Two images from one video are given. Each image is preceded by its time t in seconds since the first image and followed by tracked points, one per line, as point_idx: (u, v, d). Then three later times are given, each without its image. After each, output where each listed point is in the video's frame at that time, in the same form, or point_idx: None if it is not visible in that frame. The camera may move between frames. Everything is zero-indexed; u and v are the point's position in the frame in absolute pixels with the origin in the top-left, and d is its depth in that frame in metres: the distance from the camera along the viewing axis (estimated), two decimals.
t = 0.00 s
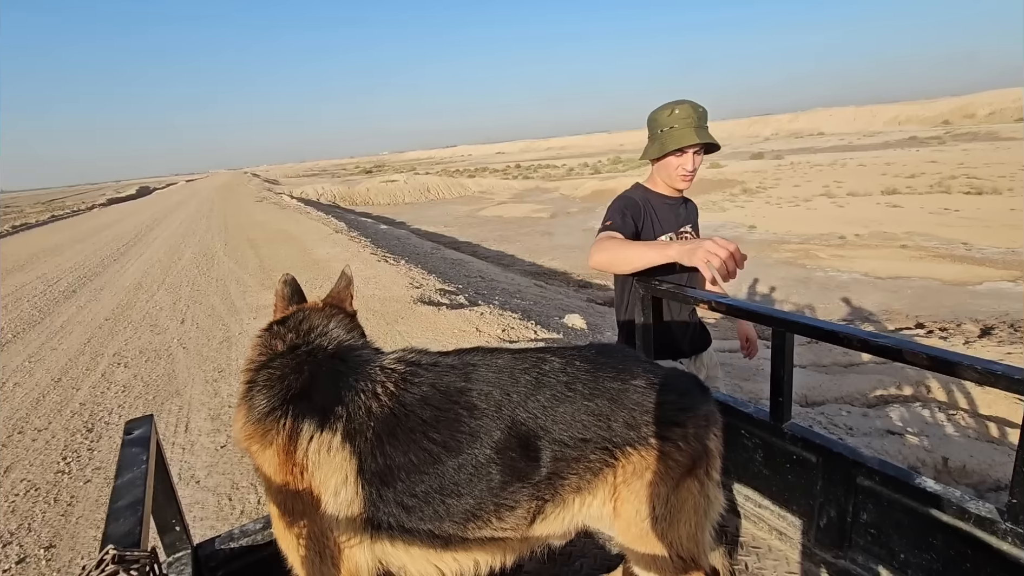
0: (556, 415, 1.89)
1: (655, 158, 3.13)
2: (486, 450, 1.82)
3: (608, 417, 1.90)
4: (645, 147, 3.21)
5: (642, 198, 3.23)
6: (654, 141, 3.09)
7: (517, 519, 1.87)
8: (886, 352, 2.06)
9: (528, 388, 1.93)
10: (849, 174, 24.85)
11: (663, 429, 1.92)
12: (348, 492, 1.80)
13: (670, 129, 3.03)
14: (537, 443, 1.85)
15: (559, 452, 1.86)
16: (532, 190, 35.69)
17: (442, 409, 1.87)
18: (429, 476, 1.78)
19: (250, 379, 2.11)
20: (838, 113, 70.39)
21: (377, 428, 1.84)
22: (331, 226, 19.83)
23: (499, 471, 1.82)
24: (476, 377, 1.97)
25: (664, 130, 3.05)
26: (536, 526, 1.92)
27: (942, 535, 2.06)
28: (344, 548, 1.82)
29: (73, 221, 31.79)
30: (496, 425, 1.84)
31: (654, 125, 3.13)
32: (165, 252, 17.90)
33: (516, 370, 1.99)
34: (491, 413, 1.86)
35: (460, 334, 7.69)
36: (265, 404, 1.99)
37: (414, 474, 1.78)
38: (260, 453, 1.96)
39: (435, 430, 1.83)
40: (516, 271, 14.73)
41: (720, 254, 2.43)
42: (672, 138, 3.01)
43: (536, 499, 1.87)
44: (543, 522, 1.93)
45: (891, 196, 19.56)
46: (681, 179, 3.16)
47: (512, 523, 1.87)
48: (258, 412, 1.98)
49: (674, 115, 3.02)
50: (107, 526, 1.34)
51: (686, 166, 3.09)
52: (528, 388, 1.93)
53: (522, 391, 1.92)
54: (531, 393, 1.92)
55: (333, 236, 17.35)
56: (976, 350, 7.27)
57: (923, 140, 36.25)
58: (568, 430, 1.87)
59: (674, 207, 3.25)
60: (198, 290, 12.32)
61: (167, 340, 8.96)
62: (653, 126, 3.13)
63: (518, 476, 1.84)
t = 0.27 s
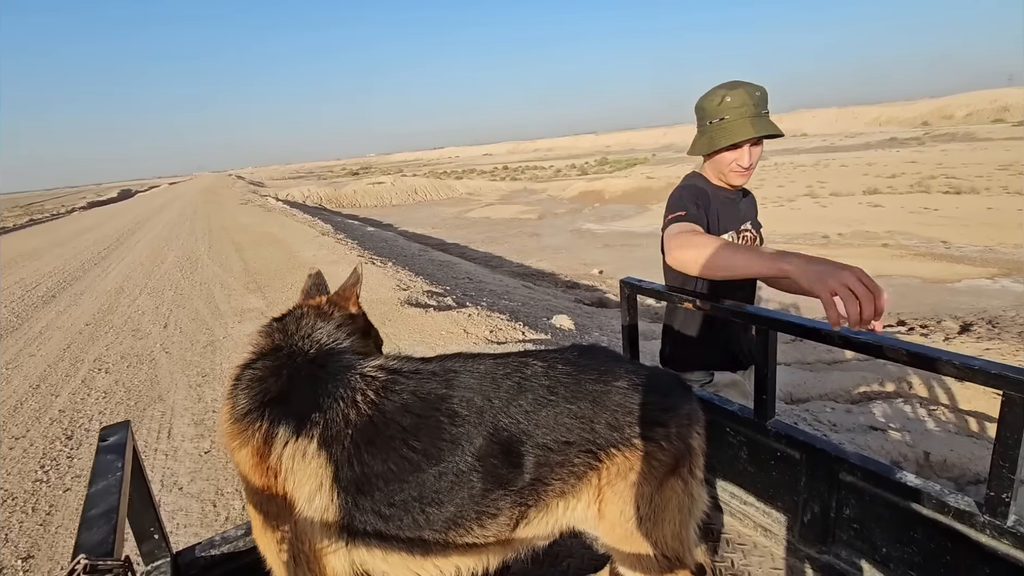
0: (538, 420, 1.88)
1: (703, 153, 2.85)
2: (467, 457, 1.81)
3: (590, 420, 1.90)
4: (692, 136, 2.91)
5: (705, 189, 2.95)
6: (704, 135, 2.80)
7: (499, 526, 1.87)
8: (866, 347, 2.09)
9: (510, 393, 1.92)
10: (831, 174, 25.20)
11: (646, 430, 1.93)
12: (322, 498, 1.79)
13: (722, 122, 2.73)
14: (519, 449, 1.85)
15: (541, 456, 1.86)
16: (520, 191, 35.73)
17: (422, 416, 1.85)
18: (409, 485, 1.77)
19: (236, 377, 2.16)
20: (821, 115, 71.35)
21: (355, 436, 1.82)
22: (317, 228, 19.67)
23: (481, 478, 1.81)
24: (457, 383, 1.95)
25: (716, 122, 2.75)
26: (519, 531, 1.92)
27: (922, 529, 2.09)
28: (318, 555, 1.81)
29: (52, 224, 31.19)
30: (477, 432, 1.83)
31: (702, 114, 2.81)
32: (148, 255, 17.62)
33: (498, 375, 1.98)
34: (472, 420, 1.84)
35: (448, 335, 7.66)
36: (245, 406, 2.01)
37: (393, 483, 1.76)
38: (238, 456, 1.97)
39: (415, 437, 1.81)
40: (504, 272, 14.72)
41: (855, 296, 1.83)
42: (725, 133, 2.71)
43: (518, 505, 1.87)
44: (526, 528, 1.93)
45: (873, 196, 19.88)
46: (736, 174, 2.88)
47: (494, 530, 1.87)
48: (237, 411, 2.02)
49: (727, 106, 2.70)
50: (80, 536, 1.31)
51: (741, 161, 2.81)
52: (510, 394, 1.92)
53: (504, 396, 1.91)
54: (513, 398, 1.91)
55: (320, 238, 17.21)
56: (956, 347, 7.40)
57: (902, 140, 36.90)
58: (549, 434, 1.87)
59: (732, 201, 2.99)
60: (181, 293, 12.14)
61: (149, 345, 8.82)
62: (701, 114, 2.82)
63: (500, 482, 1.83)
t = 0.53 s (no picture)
0: (512, 428, 1.90)
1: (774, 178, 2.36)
2: (439, 467, 1.83)
3: (565, 426, 1.92)
4: (756, 156, 2.41)
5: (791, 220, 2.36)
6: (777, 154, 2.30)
7: (475, 533, 1.91)
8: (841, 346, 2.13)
9: (485, 401, 1.93)
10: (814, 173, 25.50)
11: (623, 434, 1.95)
12: (293, 506, 1.83)
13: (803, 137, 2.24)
14: (493, 458, 1.87)
15: (515, 464, 1.88)
16: (507, 192, 35.69)
17: (394, 426, 1.86)
18: (380, 495, 1.80)
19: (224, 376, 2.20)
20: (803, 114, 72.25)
21: (325, 446, 1.84)
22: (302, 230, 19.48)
23: (454, 488, 1.84)
24: (432, 391, 1.95)
25: (795, 138, 2.26)
26: (496, 537, 1.96)
27: (900, 524, 2.12)
28: (294, 561, 1.86)
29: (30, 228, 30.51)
30: (450, 442, 1.85)
31: (772, 130, 2.33)
32: (128, 259, 17.31)
33: (474, 383, 1.98)
34: (446, 430, 1.86)
35: (435, 337, 7.62)
36: (225, 408, 2.04)
37: (363, 494, 1.79)
38: (219, 457, 2.03)
39: (386, 448, 1.83)
40: (492, 272, 14.70)
41: None
42: (807, 151, 2.23)
43: (494, 513, 1.91)
44: (502, 533, 1.98)
45: (855, 194, 20.17)
46: (814, 202, 2.36)
47: (469, 537, 1.91)
48: (220, 412, 2.06)
49: (807, 117, 2.23)
50: (44, 550, 1.27)
51: (824, 187, 2.30)
52: (484, 402, 1.93)
53: (478, 404, 1.92)
54: (487, 406, 1.92)
55: (305, 240, 17.04)
56: (935, 342, 7.53)
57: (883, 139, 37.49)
58: (524, 442, 1.89)
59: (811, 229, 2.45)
60: (163, 297, 11.94)
61: (130, 350, 8.65)
62: (770, 129, 2.33)
63: (474, 490, 1.87)
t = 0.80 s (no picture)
0: (497, 432, 1.89)
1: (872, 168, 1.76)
2: (423, 473, 1.82)
3: (552, 429, 1.92)
4: (848, 140, 1.83)
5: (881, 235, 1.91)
6: (881, 135, 1.72)
7: (460, 538, 1.91)
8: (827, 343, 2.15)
9: (470, 404, 1.92)
10: (797, 172, 25.82)
11: (609, 437, 1.95)
12: (276, 512, 1.80)
13: (921, 113, 1.65)
14: (479, 461, 1.86)
15: (502, 467, 1.88)
16: (494, 192, 35.66)
17: (377, 431, 1.84)
18: (363, 501, 1.78)
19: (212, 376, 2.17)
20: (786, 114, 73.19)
21: (306, 452, 1.81)
22: (287, 232, 19.28)
23: (439, 494, 1.83)
24: (416, 395, 1.94)
25: (909, 117, 1.67)
26: (482, 540, 1.96)
27: (882, 517, 2.14)
28: (279, 567, 1.84)
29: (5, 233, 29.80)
30: (434, 446, 1.83)
31: (874, 105, 1.73)
32: (109, 263, 16.99)
33: (459, 386, 1.97)
34: (430, 434, 1.85)
35: (422, 339, 7.57)
36: (212, 410, 2.01)
37: (346, 500, 1.77)
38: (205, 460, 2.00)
39: (369, 452, 1.81)
40: (479, 273, 14.69)
41: None
42: (927, 133, 1.64)
43: (480, 517, 1.91)
44: (489, 537, 1.97)
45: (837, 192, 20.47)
46: (919, 199, 1.80)
47: (455, 542, 1.91)
48: (206, 415, 2.03)
49: (929, 88, 1.64)
50: (14, 564, 1.24)
51: (935, 185, 1.75)
52: (470, 406, 1.92)
53: (464, 407, 1.91)
54: (473, 409, 1.91)
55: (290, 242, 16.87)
56: (916, 336, 7.65)
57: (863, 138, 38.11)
58: (509, 446, 1.89)
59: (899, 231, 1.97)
60: (145, 302, 11.74)
61: (111, 357, 8.49)
62: (870, 103, 1.74)
63: (459, 495, 1.85)
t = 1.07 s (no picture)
0: (486, 435, 1.88)
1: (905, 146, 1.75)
2: (412, 478, 1.80)
3: (541, 431, 1.91)
4: (886, 113, 1.80)
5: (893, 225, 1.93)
6: (918, 110, 1.68)
7: (450, 542, 1.90)
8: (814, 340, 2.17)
9: (458, 408, 1.91)
10: (781, 171, 26.10)
11: (598, 438, 1.95)
12: (263, 518, 1.77)
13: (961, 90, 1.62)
14: (469, 465, 1.85)
15: (491, 470, 1.87)
16: (481, 194, 35.62)
17: (364, 436, 1.82)
18: (351, 508, 1.76)
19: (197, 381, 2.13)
20: (770, 114, 74.01)
21: (292, 458, 1.78)
22: (273, 235, 19.10)
23: (428, 498, 1.81)
24: (403, 399, 1.92)
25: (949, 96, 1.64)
26: (471, 544, 1.95)
27: (868, 512, 2.16)
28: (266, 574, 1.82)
29: None
30: (423, 452, 1.82)
31: (914, 79, 1.69)
32: (90, 268, 16.70)
33: (447, 390, 1.96)
34: (419, 439, 1.83)
35: (410, 341, 7.53)
36: (197, 416, 1.98)
37: (334, 506, 1.75)
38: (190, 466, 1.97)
39: (356, 458, 1.79)
40: (468, 275, 14.65)
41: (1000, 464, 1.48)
42: (964, 112, 1.61)
43: (470, 521, 1.89)
44: (479, 541, 1.96)
45: (820, 191, 20.73)
46: (945, 184, 1.80)
47: (444, 546, 1.89)
48: (191, 422, 1.99)
49: (974, 65, 1.61)
50: None
51: (962, 171, 1.74)
52: (459, 410, 1.91)
53: (452, 411, 1.90)
54: (461, 413, 1.90)
55: (276, 245, 16.70)
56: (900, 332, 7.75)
57: (845, 138, 38.66)
58: (499, 450, 1.88)
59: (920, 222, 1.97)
60: (127, 307, 11.54)
61: (92, 364, 8.33)
62: (909, 77, 1.70)
63: (448, 499, 1.84)
